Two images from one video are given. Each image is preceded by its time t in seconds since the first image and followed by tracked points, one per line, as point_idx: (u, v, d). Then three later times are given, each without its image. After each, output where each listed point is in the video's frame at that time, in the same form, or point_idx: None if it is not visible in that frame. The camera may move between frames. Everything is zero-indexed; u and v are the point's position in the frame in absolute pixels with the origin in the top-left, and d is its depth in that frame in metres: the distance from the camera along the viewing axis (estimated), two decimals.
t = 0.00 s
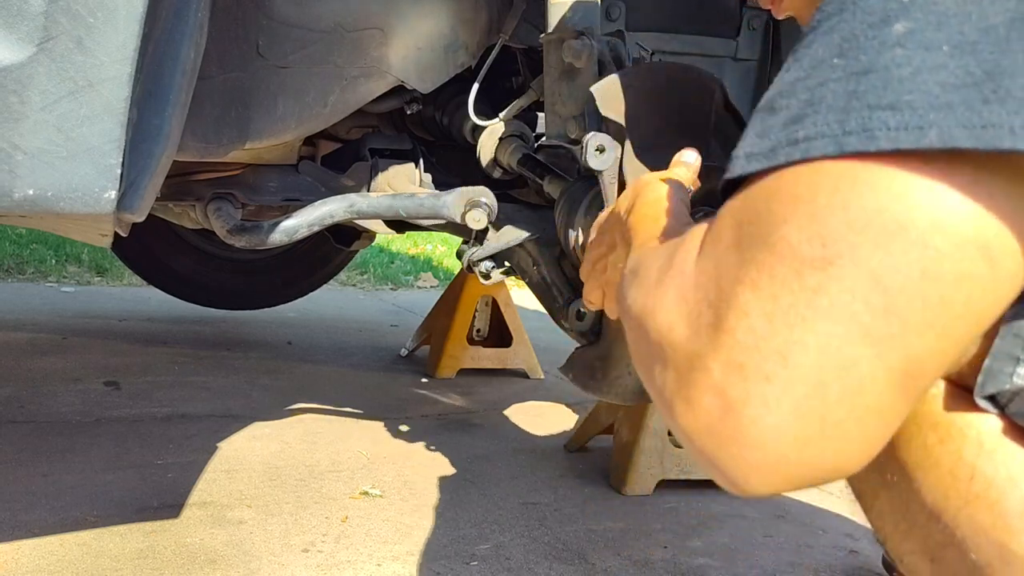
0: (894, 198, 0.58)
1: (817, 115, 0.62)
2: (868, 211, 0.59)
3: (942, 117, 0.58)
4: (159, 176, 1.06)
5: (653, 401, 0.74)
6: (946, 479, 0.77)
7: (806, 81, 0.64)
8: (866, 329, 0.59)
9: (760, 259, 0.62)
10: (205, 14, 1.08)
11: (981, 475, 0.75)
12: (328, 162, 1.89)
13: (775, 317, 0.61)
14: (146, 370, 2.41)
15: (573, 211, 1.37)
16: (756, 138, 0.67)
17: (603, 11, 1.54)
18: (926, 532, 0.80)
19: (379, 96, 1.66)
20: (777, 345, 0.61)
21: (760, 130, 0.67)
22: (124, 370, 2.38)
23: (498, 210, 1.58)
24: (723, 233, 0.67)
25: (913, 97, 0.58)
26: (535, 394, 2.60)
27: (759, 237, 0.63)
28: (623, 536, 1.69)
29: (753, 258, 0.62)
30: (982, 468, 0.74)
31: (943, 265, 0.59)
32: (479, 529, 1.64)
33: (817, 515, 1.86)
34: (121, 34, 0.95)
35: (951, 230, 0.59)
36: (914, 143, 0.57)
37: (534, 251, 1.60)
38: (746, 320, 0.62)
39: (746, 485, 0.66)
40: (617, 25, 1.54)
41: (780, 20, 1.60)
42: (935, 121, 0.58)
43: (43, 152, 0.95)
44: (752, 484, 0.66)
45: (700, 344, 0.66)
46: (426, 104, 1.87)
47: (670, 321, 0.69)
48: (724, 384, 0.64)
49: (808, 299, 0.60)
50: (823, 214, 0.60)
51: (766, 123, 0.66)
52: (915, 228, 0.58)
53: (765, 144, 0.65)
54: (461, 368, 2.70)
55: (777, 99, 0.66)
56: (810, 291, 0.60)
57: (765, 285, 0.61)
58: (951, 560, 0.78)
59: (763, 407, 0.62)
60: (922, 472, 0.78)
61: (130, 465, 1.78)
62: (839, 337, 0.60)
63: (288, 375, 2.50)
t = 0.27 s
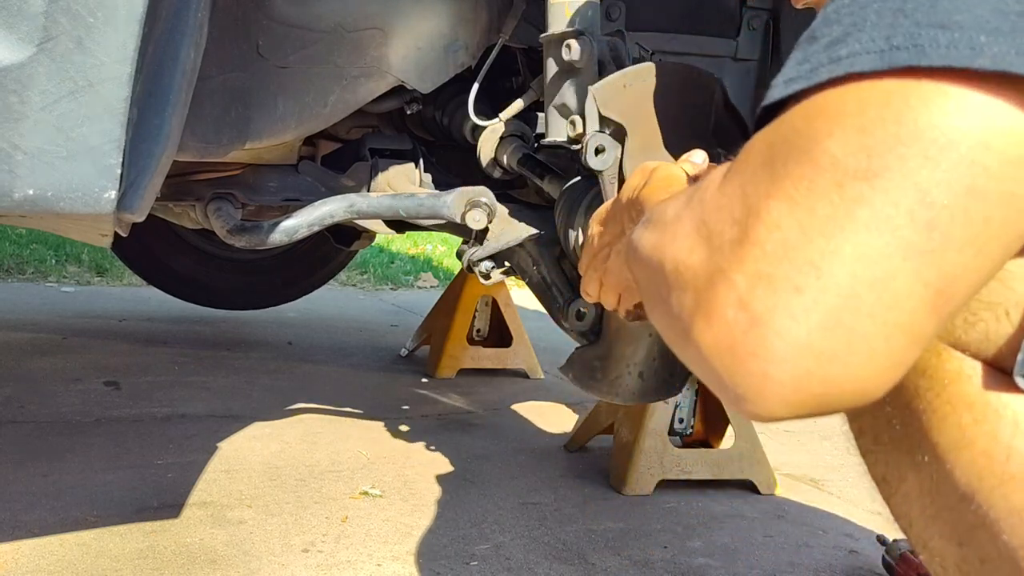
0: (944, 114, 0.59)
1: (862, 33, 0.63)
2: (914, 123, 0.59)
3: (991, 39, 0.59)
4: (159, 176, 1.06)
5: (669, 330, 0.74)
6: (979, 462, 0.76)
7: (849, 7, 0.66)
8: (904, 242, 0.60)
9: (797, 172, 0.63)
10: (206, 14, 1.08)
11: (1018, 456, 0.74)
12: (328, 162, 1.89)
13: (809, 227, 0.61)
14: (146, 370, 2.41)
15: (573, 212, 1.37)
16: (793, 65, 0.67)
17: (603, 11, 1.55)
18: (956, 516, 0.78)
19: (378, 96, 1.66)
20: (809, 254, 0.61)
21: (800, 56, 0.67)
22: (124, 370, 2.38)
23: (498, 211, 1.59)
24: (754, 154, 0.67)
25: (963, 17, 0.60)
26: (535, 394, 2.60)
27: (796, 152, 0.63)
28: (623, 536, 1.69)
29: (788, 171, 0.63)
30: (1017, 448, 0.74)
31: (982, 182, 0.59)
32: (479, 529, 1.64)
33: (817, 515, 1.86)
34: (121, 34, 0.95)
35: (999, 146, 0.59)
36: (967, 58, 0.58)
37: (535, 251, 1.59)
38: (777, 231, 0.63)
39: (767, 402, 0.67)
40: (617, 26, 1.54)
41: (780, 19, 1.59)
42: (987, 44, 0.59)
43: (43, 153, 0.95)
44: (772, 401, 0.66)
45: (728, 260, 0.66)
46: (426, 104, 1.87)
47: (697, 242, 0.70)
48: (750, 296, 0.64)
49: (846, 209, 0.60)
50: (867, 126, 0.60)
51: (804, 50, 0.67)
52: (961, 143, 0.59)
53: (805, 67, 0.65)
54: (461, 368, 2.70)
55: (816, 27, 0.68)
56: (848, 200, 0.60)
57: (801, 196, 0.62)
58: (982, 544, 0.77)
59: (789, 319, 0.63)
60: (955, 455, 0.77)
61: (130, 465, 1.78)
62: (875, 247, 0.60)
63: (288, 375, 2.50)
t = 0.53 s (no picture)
0: (944, 48, 0.61)
1: None
2: (912, 56, 0.62)
3: None
4: (159, 176, 1.06)
5: (665, 264, 0.78)
6: (997, 446, 0.75)
7: None
8: (899, 170, 0.62)
9: (795, 103, 0.66)
10: (206, 14, 1.08)
11: None
12: (328, 162, 1.89)
13: (803, 154, 0.65)
14: (146, 370, 2.41)
15: (572, 212, 1.37)
16: (808, 6, 0.71)
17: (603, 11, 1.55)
18: (970, 504, 0.77)
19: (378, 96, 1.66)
20: (802, 180, 0.65)
21: None
22: (124, 370, 2.38)
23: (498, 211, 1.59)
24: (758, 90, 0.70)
25: None
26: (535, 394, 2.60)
27: (798, 85, 0.66)
28: (623, 536, 1.69)
29: (789, 103, 0.66)
30: None
31: (981, 114, 0.61)
32: (479, 529, 1.64)
33: (817, 515, 1.86)
34: (121, 34, 0.95)
35: (998, 80, 0.61)
36: None
37: (535, 252, 1.60)
38: (774, 160, 0.66)
39: (755, 328, 0.70)
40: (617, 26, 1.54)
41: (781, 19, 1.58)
42: None
43: (43, 153, 0.95)
44: (761, 326, 0.69)
45: (727, 189, 0.69)
46: (426, 104, 1.87)
47: (700, 176, 0.73)
48: (745, 220, 0.68)
49: (841, 136, 0.63)
50: (866, 59, 0.63)
51: None
52: (960, 78, 0.61)
53: (818, 7, 0.69)
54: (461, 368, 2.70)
55: None
56: (843, 128, 0.63)
57: (798, 125, 0.65)
58: (997, 529, 0.75)
59: (780, 242, 0.66)
60: (972, 438, 0.76)
61: (130, 465, 1.78)
62: (870, 175, 0.62)
63: (288, 375, 2.50)
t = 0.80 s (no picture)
0: None
1: None
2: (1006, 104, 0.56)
3: None
4: (159, 176, 1.06)
5: (717, 322, 0.67)
6: (1012, 446, 0.75)
7: None
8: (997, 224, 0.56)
9: (886, 154, 0.57)
10: (206, 14, 1.08)
11: None
12: (328, 162, 1.89)
13: (905, 211, 0.56)
14: (146, 370, 2.41)
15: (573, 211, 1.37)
16: (874, 43, 0.64)
17: (602, 12, 1.56)
18: (983, 501, 0.77)
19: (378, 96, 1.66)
20: (906, 241, 0.56)
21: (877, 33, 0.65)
22: (124, 370, 2.38)
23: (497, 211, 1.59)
24: (826, 132, 0.62)
25: None
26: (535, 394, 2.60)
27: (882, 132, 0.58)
28: (623, 536, 1.69)
29: (875, 153, 0.58)
30: None
31: None
32: (479, 529, 1.64)
33: (817, 515, 1.86)
34: (122, 34, 0.95)
35: None
36: None
37: (535, 252, 1.60)
38: (868, 216, 0.57)
39: (843, 393, 0.61)
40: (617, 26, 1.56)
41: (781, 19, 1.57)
42: None
43: (43, 153, 0.95)
44: (855, 391, 0.61)
45: (808, 250, 0.59)
46: (426, 104, 1.87)
47: (761, 232, 0.62)
48: (840, 286, 0.57)
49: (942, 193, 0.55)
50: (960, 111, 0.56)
51: (882, 26, 0.65)
52: None
53: (891, 42, 0.62)
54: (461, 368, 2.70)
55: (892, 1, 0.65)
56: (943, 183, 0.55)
57: (894, 180, 0.56)
58: (1009, 529, 0.75)
59: (882, 309, 0.57)
60: (987, 437, 0.76)
61: (130, 465, 1.78)
62: (971, 230, 0.56)
63: (288, 374, 2.50)
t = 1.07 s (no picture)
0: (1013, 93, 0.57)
1: (944, 7, 0.60)
2: (987, 106, 0.57)
3: None
4: (159, 176, 1.06)
5: (708, 322, 0.69)
6: None
7: None
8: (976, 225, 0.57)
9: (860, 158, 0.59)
10: (206, 14, 1.08)
11: None
12: (328, 162, 1.89)
13: (877, 213, 0.58)
14: (146, 370, 2.41)
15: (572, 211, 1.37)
16: (867, 45, 0.65)
17: (602, 12, 1.55)
18: (998, 499, 0.77)
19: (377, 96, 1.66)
20: (880, 241, 0.57)
21: (870, 36, 0.65)
22: (124, 370, 2.38)
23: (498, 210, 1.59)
24: (812, 138, 0.64)
25: None
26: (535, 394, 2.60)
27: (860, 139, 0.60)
28: (623, 535, 1.69)
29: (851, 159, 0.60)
30: None
31: None
32: (479, 530, 1.64)
33: (817, 515, 1.86)
34: (121, 34, 0.95)
35: None
36: None
37: (535, 252, 1.60)
38: (842, 219, 0.59)
39: (829, 388, 0.63)
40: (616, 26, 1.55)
41: (780, 19, 1.57)
42: None
43: (42, 152, 0.95)
44: (839, 386, 0.62)
45: (786, 250, 0.61)
46: (426, 104, 1.87)
47: (743, 234, 0.65)
48: (817, 285, 0.59)
49: (916, 195, 0.57)
50: (936, 113, 0.57)
51: (876, 29, 0.65)
52: None
53: (882, 45, 0.63)
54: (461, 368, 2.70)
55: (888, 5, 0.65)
56: (917, 186, 0.57)
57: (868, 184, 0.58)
58: None
59: (859, 308, 0.58)
60: (1004, 434, 0.75)
61: (130, 465, 1.78)
62: (948, 232, 0.57)
63: (288, 375, 2.50)
